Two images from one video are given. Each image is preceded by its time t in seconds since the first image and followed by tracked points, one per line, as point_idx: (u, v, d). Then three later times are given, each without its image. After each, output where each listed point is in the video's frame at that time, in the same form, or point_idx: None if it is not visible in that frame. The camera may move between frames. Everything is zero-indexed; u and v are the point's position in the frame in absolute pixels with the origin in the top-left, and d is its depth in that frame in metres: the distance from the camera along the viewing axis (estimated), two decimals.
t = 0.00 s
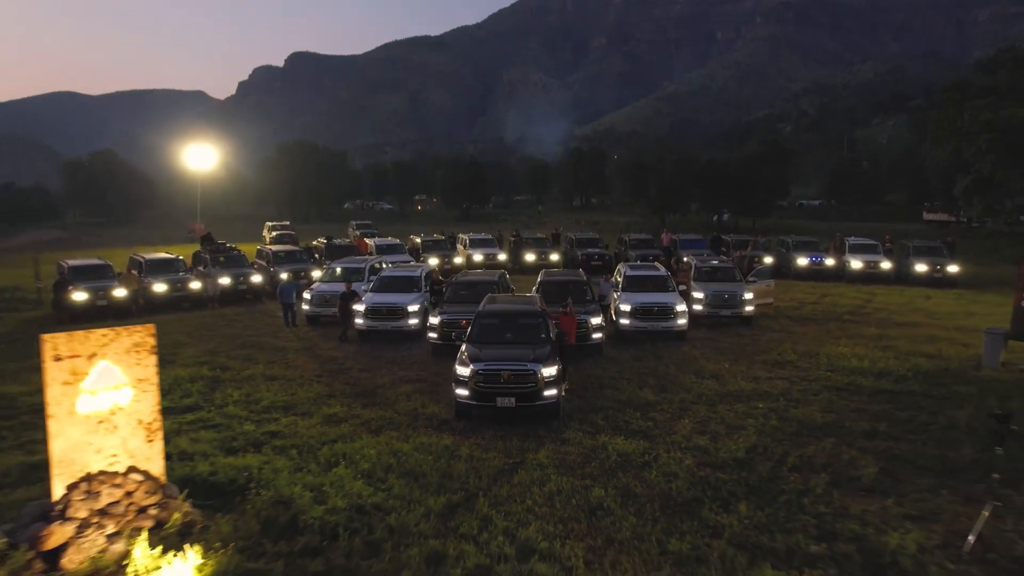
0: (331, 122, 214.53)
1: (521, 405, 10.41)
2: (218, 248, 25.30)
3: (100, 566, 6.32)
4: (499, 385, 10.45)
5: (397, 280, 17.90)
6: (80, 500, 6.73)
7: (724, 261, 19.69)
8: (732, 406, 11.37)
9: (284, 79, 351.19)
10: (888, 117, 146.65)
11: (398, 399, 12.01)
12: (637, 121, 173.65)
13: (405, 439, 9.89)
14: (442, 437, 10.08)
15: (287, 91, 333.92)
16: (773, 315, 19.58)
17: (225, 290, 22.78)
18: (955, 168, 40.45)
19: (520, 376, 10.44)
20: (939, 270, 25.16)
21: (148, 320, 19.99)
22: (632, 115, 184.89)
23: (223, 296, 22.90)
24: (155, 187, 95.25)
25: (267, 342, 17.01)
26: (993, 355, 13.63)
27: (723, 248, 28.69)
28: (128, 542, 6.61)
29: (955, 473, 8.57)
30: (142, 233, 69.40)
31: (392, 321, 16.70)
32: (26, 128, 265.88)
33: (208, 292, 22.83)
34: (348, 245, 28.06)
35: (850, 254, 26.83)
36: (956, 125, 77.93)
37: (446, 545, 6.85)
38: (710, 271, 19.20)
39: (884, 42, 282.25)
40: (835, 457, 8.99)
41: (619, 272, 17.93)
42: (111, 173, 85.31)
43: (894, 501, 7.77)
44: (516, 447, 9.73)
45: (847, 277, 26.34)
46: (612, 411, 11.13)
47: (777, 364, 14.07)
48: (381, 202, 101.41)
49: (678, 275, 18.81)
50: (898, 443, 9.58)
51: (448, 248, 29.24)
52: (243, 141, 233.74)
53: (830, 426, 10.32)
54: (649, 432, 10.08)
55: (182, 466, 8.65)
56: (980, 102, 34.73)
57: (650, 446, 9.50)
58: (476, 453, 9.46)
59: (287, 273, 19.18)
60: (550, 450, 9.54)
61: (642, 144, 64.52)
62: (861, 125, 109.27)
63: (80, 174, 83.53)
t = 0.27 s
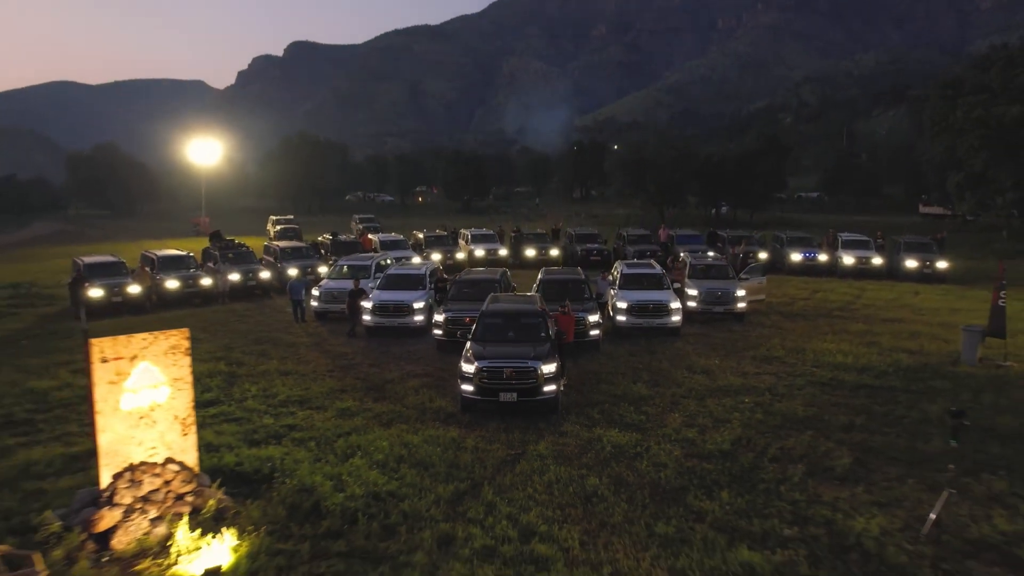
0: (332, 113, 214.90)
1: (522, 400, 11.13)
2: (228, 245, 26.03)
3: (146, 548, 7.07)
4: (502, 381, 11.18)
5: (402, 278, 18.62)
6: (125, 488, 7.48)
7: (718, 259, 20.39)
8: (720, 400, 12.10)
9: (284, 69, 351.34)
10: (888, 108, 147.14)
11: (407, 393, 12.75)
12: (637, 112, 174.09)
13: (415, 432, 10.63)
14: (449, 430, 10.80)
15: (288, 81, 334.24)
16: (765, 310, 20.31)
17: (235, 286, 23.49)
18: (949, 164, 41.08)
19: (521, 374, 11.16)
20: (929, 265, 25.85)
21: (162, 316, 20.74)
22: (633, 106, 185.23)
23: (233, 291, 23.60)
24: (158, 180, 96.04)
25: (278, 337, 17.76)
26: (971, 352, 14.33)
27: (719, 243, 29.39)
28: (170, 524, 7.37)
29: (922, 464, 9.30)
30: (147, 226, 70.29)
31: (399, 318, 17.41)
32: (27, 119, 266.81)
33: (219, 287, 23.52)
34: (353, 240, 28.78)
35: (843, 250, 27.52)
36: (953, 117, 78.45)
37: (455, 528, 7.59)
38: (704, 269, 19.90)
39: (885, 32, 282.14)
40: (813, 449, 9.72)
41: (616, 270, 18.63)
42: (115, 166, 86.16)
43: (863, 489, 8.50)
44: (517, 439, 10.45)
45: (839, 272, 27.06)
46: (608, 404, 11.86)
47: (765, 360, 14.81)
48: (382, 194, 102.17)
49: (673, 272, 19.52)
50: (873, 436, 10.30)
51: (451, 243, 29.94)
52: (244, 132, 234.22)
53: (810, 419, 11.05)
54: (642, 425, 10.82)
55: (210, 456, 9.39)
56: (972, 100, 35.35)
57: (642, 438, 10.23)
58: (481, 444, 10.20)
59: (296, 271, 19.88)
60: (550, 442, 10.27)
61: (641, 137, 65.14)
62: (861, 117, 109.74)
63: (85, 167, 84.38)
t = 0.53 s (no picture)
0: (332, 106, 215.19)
1: (524, 395, 11.78)
2: (235, 242, 26.64)
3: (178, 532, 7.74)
4: (505, 376, 11.81)
5: (407, 275, 19.25)
6: (158, 478, 8.12)
7: (713, 257, 21.00)
8: (711, 394, 12.75)
9: (284, 61, 351.32)
10: (887, 100, 147.49)
11: (413, 388, 13.40)
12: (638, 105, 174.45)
13: (422, 425, 11.28)
14: (454, 423, 11.45)
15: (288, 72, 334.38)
16: (758, 306, 20.94)
17: (243, 282, 24.11)
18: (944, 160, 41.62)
19: (522, 370, 11.80)
20: (920, 262, 26.47)
21: (173, 311, 21.36)
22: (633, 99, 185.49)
23: (241, 287, 24.22)
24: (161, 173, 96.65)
25: (288, 333, 18.41)
26: (954, 348, 14.94)
27: (715, 239, 30.02)
28: (200, 511, 8.03)
29: (897, 454, 9.96)
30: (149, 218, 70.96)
31: (404, 314, 18.05)
32: (28, 110, 267.33)
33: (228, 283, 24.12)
34: (357, 236, 29.36)
35: (836, 246, 28.14)
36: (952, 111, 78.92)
37: (462, 514, 8.23)
38: (699, 266, 20.53)
39: (885, 24, 281.98)
40: (796, 441, 10.38)
41: (614, 268, 19.27)
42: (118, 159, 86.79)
43: (840, 478, 9.16)
44: (518, 431, 11.10)
45: (833, 268, 27.69)
46: (604, 399, 12.51)
47: (756, 355, 15.45)
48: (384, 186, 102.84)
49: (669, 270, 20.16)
50: (853, 429, 10.95)
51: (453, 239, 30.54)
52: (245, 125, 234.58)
53: (795, 412, 11.69)
54: (636, 419, 11.47)
55: (231, 447, 10.05)
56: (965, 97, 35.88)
57: (636, 430, 10.88)
58: (484, 437, 10.84)
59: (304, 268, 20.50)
60: (549, 434, 10.91)
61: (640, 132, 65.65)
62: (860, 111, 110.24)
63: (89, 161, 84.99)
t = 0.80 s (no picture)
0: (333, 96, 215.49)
1: (525, 388, 12.59)
2: (244, 238, 27.41)
3: (212, 514, 8.57)
4: (507, 371, 12.61)
5: (412, 272, 20.00)
6: (192, 465, 8.93)
7: (707, 254, 21.74)
8: (701, 388, 13.56)
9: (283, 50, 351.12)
10: (887, 91, 147.86)
11: (420, 381, 14.20)
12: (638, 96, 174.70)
13: (430, 417, 12.09)
14: (460, 414, 12.27)
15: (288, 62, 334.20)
16: (751, 301, 21.70)
17: (253, 277, 24.88)
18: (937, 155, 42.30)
19: (523, 365, 12.60)
20: (910, 257, 27.22)
21: (187, 305, 22.16)
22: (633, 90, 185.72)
23: (250, 282, 24.99)
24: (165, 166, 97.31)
25: (298, 328, 19.19)
26: (933, 342, 15.71)
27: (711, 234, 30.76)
28: (231, 494, 8.86)
29: (870, 443, 10.77)
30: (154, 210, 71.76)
31: (410, 309, 18.83)
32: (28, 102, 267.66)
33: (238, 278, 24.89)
34: (362, 231, 30.12)
35: (829, 241, 28.88)
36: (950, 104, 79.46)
37: (469, 498, 9.05)
38: (694, 262, 21.28)
39: (886, 14, 281.60)
40: (777, 431, 11.19)
41: (611, 265, 20.03)
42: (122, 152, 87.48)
43: (815, 466, 9.97)
44: (520, 422, 11.90)
45: (825, 263, 28.44)
46: (601, 391, 13.31)
47: (745, 350, 16.23)
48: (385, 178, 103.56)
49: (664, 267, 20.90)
50: (832, 420, 11.76)
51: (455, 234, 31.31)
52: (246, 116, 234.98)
53: (779, 404, 12.49)
54: (629, 410, 12.27)
55: (254, 437, 10.86)
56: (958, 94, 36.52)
57: (629, 421, 11.69)
58: (489, 427, 11.66)
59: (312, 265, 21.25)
60: (549, 424, 11.73)
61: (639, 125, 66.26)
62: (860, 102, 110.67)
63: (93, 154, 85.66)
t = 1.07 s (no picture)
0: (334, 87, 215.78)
1: (525, 380, 13.45)
2: (253, 233, 28.20)
3: (243, 497, 9.43)
4: (508, 366, 13.46)
5: (417, 268, 20.82)
6: (223, 452, 9.79)
7: (701, 250, 22.56)
8: (691, 380, 14.41)
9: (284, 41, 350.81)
10: (887, 82, 148.34)
11: (426, 373, 15.08)
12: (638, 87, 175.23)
13: (437, 407, 12.98)
14: (464, 405, 13.15)
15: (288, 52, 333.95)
16: (743, 297, 22.57)
17: (262, 273, 25.70)
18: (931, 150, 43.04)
19: (525, 359, 13.44)
20: (899, 252, 28.08)
21: (199, 300, 22.99)
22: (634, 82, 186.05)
23: (259, 277, 25.81)
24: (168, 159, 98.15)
25: (308, 321, 20.04)
26: (914, 337, 16.56)
27: (707, 229, 31.59)
28: (259, 478, 9.73)
29: (844, 431, 11.65)
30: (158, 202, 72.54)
31: (415, 304, 19.68)
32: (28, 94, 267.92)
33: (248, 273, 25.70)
34: (366, 226, 30.92)
35: (820, 237, 29.70)
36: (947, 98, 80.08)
37: (475, 481, 9.94)
38: (688, 259, 22.10)
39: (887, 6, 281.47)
40: (758, 420, 12.07)
41: (608, 261, 20.87)
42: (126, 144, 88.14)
43: (793, 453, 10.84)
44: (520, 411, 12.82)
45: (816, 258, 29.29)
46: (596, 383, 14.20)
47: (734, 343, 17.11)
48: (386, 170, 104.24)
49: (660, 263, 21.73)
50: (811, 410, 12.66)
51: (457, 229, 32.14)
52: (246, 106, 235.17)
53: (763, 396, 13.36)
54: (623, 401, 13.16)
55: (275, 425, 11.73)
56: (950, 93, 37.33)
57: (622, 411, 12.58)
58: (492, 417, 12.52)
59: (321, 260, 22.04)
60: (548, 414, 12.63)
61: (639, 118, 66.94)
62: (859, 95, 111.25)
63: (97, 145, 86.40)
